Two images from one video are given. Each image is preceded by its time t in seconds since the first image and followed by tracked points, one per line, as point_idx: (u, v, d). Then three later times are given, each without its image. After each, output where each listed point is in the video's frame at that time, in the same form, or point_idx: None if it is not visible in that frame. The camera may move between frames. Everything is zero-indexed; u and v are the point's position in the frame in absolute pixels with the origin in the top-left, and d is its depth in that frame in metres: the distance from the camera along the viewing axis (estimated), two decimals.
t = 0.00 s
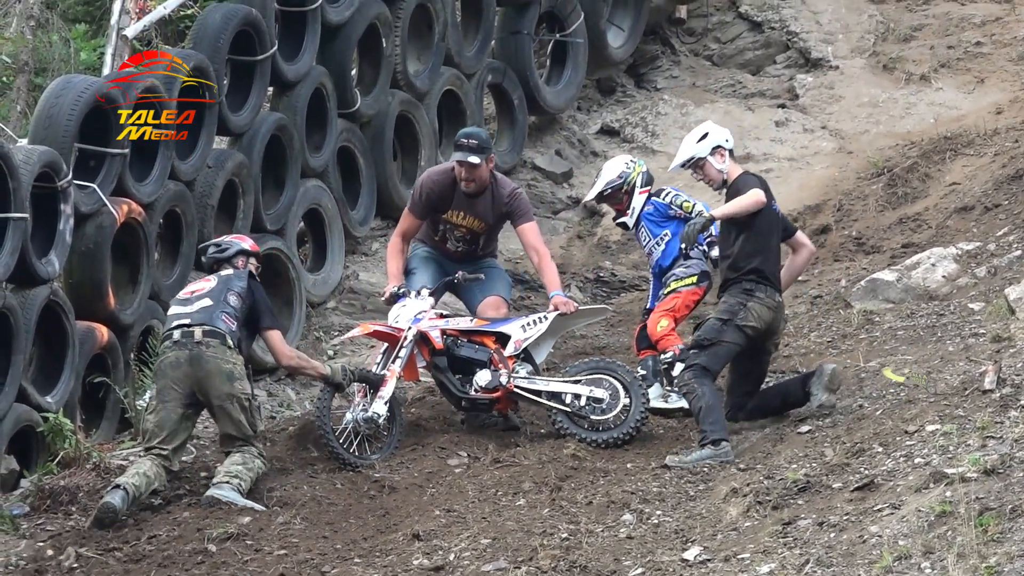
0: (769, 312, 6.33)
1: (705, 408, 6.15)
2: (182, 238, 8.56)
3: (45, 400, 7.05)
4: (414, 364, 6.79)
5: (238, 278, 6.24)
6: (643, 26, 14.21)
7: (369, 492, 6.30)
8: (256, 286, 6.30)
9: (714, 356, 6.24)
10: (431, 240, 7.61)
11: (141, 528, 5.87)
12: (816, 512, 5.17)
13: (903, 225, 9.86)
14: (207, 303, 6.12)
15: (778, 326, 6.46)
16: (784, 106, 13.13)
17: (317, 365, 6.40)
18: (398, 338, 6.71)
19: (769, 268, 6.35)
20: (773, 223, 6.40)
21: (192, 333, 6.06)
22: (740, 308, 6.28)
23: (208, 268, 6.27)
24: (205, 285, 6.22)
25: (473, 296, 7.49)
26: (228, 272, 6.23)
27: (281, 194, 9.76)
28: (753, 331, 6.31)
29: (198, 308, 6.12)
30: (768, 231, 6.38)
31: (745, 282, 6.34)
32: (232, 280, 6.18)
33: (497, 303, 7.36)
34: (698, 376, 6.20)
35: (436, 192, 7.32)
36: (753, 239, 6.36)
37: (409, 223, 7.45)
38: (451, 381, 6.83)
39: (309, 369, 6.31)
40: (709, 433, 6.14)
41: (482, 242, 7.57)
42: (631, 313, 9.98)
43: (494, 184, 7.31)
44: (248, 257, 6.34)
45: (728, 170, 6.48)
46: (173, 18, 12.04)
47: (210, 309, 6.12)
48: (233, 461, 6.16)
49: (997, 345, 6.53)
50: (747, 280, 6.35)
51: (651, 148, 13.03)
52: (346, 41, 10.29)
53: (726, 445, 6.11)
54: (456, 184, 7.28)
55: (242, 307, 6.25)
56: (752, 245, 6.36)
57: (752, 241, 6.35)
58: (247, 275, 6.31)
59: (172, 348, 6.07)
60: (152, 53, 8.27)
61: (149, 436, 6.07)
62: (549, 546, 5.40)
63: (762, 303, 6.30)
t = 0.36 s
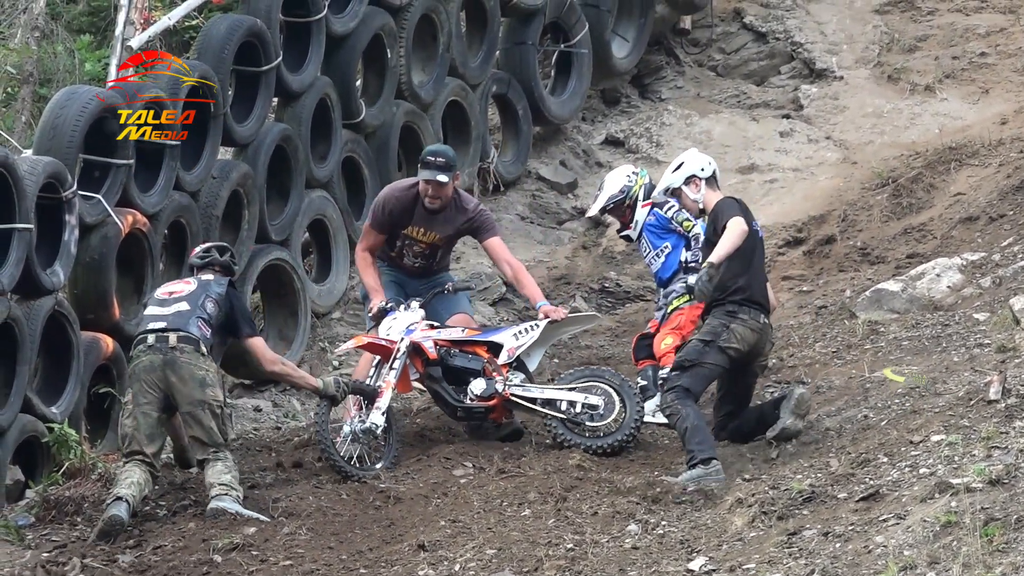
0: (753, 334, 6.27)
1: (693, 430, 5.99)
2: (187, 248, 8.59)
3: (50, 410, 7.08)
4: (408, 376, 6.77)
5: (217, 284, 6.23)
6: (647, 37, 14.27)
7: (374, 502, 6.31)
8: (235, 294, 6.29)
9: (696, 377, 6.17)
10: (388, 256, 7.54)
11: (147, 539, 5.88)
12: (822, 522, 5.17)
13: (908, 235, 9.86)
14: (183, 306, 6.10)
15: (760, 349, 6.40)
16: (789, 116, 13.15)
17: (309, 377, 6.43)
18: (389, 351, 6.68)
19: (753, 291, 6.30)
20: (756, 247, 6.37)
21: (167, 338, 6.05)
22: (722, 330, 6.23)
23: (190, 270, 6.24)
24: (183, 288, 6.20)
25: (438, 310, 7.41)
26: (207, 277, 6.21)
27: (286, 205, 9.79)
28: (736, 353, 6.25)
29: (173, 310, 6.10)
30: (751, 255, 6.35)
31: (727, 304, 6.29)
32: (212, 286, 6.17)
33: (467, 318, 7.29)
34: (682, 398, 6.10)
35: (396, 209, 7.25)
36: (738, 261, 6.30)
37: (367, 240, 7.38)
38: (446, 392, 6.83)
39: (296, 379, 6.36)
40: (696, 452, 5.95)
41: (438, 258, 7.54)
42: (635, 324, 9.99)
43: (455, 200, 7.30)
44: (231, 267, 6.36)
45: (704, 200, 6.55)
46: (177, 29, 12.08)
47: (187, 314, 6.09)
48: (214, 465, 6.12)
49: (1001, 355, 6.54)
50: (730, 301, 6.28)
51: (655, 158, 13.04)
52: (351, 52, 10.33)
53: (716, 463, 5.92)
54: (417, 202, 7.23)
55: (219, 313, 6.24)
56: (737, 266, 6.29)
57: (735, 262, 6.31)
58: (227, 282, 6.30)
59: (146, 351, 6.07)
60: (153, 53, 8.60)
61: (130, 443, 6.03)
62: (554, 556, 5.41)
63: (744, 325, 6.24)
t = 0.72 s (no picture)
0: (751, 343, 6.29)
1: (695, 440, 6.05)
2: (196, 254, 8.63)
3: (60, 416, 7.14)
4: (417, 382, 6.91)
5: (214, 290, 6.23)
6: (657, 43, 14.29)
7: (384, 508, 6.32)
8: (231, 302, 6.30)
9: (701, 390, 6.19)
10: (390, 269, 7.49)
11: (157, 544, 5.91)
12: (832, 528, 5.17)
13: (918, 241, 9.84)
14: (178, 309, 6.10)
15: (761, 358, 6.42)
16: (799, 121, 13.15)
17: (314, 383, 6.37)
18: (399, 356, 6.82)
19: (748, 299, 6.32)
20: (749, 257, 6.39)
21: (161, 341, 6.05)
22: (718, 340, 6.27)
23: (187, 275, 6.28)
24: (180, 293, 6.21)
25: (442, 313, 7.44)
26: (204, 283, 6.22)
27: (296, 211, 9.83)
28: (736, 363, 6.28)
29: (169, 312, 6.09)
30: (745, 265, 6.38)
31: (723, 315, 6.35)
32: (208, 290, 6.16)
33: (473, 314, 7.38)
34: (688, 413, 6.14)
35: (406, 223, 7.23)
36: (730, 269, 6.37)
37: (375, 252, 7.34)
38: (454, 399, 6.87)
39: (302, 384, 6.26)
40: (700, 460, 6.02)
41: (442, 274, 7.54)
42: (645, 329, 9.99)
43: (465, 218, 7.30)
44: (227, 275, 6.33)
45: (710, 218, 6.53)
46: (188, 35, 12.13)
47: (181, 316, 6.09)
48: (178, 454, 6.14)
49: (1012, 361, 6.53)
50: (724, 311, 6.36)
51: (666, 164, 13.05)
52: (361, 57, 10.36)
53: (719, 471, 5.99)
54: (428, 217, 7.22)
55: (214, 319, 6.23)
56: (728, 275, 6.36)
57: (729, 269, 6.36)
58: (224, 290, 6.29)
59: (140, 353, 6.08)
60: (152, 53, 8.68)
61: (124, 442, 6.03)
62: (564, 562, 5.42)
63: (741, 333, 6.27)
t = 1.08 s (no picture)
0: (763, 333, 6.39)
1: (706, 429, 6.08)
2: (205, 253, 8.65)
3: (70, 416, 7.19)
4: (419, 382, 6.84)
5: (226, 283, 6.23)
6: (666, 42, 14.30)
7: (393, 507, 6.35)
8: (243, 296, 6.28)
9: (721, 381, 6.24)
10: (384, 272, 7.49)
11: (167, 544, 5.93)
12: (841, 527, 5.17)
13: (927, 240, 9.83)
14: (187, 303, 6.11)
15: (774, 352, 6.51)
16: (808, 121, 13.14)
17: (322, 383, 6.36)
18: (400, 356, 6.76)
19: (753, 295, 6.44)
20: (751, 252, 6.54)
21: (168, 336, 6.07)
22: (730, 333, 6.38)
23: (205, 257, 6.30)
24: (194, 283, 6.19)
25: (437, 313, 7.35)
26: (217, 276, 6.21)
27: (305, 211, 9.86)
28: (750, 352, 6.35)
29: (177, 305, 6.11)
30: (748, 265, 6.52)
31: (732, 309, 6.47)
32: (220, 284, 6.16)
33: (468, 312, 7.30)
34: (706, 402, 6.18)
35: (397, 223, 7.25)
36: (736, 267, 6.52)
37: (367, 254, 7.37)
38: (457, 397, 6.92)
39: (309, 381, 6.25)
40: (706, 450, 6.05)
41: (439, 273, 7.52)
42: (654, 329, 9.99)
43: (455, 213, 7.31)
44: (236, 258, 6.34)
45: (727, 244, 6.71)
46: (197, 34, 12.17)
47: (189, 311, 6.10)
48: (174, 463, 6.16)
49: (1021, 359, 6.52)
50: (731, 307, 6.47)
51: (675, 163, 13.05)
52: (370, 57, 10.39)
53: (720, 459, 6.01)
54: (418, 215, 7.24)
55: (224, 314, 6.23)
56: (733, 273, 6.52)
57: (732, 269, 6.52)
58: (238, 283, 6.29)
59: (146, 345, 6.09)
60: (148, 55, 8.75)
61: (133, 442, 6.07)
62: (573, 561, 5.43)
63: (751, 326, 6.37)
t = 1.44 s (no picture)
0: (745, 327, 6.52)
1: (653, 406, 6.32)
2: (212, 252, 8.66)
3: (76, 414, 7.23)
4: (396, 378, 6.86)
5: (221, 278, 6.22)
6: (672, 40, 14.29)
7: (400, 506, 6.36)
8: (237, 291, 6.33)
9: (672, 356, 6.47)
10: (349, 261, 7.29)
11: (175, 542, 5.95)
12: (848, 525, 5.18)
13: (934, 238, 9.82)
14: (193, 302, 6.12)
15: (760, 346, 6.60)
16: (815, 119, 13.13)
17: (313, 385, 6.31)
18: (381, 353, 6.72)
19: (750, 288, 6.59)
20: (764, 255, 6.69)
21: (177, 337, 6.08)
22: (713, 318, 6.54)
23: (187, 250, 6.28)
24: (191, 280, 6.17)
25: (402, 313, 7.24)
26: (211, 271, 6.19)
27: (312, 209, 9.89)
28: (724, 342, 6.51)
29: (183, 305, 6.11)
30: (756, 260, 6.66)
31: (727, 296, 6.65)
32: (220, 281, 6.16)
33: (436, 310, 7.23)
34: (648, 373, 6.40)
35: (361, 212, 7.01)
36: (741, 262, 6.67)
37: (327, 241, 7.13)
38: (438, 393, 6.95)
39: (299, 381, 6.23)
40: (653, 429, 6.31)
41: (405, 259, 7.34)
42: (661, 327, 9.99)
43: (421, 199, 7.10)
44: (214, 248, 6.32)
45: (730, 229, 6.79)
46: (203, 33, 12.20)
47: (195, 311, 6.11)
48: (177, 464, 6.18)
49: None
50: (726, 294, 6.65)
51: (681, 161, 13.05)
52: (377, 56, 10.40)
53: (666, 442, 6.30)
54: (383, 203, 7.00)
55: (224, 311, 6.27)
56: (736, 265, 6.69)
57: (739, 263, 6.68)
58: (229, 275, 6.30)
59: (154, 347, 6.08)
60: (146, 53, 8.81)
61: (140, 441, 6.09)
62: (580, 560, 5.44)
63: (736, 314, 6.52)
